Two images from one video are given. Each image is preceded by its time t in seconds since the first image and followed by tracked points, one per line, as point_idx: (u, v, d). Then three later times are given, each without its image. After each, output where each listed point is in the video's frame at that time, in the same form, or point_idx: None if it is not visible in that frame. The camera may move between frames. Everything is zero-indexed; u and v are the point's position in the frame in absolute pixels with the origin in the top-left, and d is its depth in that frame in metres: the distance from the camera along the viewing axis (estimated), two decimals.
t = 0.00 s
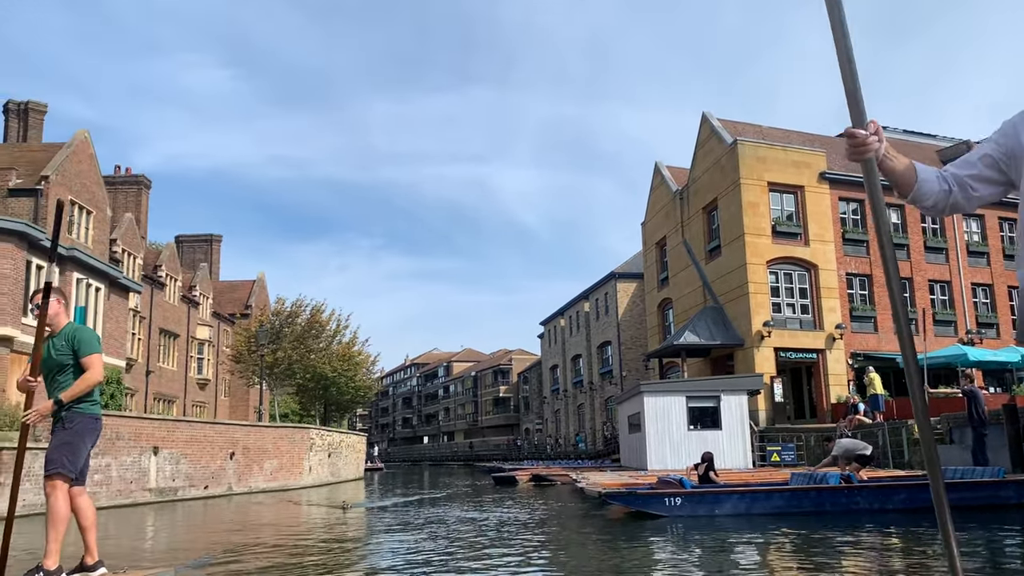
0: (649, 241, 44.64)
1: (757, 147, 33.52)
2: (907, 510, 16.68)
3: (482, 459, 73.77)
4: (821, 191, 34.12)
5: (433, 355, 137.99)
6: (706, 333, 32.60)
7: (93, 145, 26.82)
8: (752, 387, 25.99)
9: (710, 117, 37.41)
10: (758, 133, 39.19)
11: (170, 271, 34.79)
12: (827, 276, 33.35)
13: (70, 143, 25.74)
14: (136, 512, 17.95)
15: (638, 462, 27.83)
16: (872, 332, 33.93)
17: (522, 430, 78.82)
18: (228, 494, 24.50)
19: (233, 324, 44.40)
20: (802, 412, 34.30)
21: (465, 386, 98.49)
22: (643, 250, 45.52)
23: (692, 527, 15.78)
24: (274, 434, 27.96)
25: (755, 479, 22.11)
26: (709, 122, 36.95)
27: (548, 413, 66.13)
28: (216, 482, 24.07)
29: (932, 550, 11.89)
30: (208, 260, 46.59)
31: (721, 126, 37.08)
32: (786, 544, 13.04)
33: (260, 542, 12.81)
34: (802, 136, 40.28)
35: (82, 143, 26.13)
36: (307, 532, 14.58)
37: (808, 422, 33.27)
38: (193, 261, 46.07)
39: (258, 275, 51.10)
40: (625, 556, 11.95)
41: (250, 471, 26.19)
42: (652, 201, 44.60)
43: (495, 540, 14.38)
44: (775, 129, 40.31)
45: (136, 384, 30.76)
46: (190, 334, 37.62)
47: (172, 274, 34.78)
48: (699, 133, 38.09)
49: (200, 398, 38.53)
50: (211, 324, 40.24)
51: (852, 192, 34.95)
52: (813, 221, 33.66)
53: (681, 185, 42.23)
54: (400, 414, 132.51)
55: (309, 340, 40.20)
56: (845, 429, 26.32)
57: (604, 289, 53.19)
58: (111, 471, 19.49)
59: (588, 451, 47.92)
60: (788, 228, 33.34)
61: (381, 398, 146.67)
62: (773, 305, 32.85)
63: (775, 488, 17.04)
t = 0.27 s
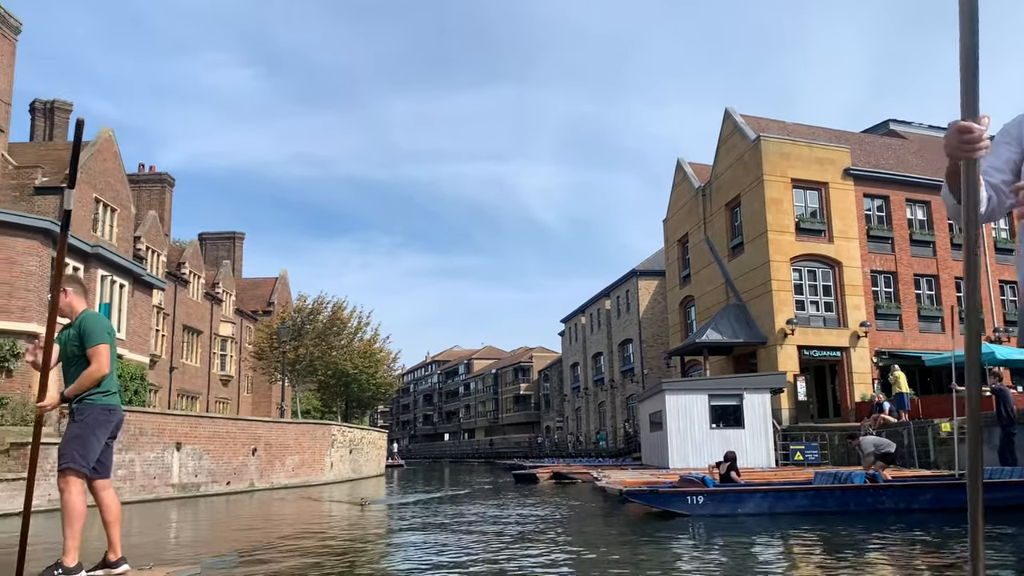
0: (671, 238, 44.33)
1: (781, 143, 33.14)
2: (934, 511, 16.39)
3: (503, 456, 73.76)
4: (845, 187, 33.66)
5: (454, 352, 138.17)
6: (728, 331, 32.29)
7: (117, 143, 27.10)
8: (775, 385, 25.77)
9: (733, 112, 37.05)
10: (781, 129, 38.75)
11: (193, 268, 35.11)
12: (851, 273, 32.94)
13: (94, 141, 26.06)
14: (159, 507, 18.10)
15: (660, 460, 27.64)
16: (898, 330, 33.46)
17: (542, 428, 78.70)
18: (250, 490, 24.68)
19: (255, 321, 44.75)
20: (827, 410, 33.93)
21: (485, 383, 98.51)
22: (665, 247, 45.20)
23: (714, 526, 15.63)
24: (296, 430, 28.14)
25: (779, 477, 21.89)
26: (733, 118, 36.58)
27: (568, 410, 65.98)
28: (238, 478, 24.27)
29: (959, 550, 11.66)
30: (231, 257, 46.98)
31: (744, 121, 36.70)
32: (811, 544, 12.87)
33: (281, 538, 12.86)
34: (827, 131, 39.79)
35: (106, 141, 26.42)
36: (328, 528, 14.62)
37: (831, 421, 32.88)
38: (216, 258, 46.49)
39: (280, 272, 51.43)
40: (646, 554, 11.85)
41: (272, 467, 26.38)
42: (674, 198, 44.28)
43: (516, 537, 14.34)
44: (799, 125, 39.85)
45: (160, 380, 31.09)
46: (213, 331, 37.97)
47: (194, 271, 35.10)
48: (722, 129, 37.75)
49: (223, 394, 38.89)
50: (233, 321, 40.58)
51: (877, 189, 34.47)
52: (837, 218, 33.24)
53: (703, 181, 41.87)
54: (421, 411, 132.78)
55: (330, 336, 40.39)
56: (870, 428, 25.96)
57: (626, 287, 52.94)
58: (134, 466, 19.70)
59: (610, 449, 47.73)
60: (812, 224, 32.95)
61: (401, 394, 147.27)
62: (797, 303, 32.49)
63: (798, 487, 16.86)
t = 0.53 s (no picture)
0: (691, 234, 44.03)
1: (802, 138, 32.76)
2: (959, 510, 16.15)
3: (522, 453, 73.81)
4: (867, 182, 33.24)
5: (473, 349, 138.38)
6: (749, 328, 31.99)
7: (139, 142, 27.38)
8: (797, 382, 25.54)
9: (754, 108, 36.69)
10: (802, 124, 38.32)
11: (214, 266, 35.41)
12: (873, 269, 32.53)
13: (116, 140, 26.33)
14: (181, 503, 18.26)
15: (680, 458, 27.48)
16: (921, 327, 33.02)
17: (562, 425, 78.66)
18: (271, 486, 24.85)
19: (276, 318, 45.06)
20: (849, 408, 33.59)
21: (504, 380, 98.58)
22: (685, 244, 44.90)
23: (735, 524, 15.49)
24: (317, 427, 28.31)
25: (800, 475, 21.69)
26: (753, 113, 36.22)
27: (588, 407, 65.85)
28: (259, 474, 24.45)
29: (985, 550, 11.46)
30: (251, 255, 47.34)
31: (765, 116, 36.33)
32: (833, 543, 12.71)
33: (300, 535, 12.91)
34: (848, 126, 39.30)
35: (128, 140, 26.70)
36: (347, 525, 14.66)
37: (853, 418, 32.51)
38: (237, 256, 46.85)
39: (301, 270, 51.74)
40: (664, 553, 11.75)
41: (292, 463, 26.54)
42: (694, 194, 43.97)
43: (535, 535, 14.29)
44: (820, 119, 39.39)
45: (182, 377, 31.40)
46: (234, 328, 38.28)
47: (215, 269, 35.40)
48: (742, 124, 37.39)
49: (245, 391, 39.22)
50: (255, 319, 40.91)
51: (900, 184, 34.01)
52: (859, 213, 32.86)
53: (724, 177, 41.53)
54: (440, 408, 133.13)
55: (349, 334, 40.57)
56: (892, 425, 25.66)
57: (645, 283, 52.68)
58: (156, 462, 19.90)
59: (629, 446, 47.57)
60: (834, 220, 32.57)
61: (421, 391, 147.74)
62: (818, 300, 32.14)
63: (820, 485, 16.69)
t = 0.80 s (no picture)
0: (708, 231, 43.78)
1: (819, 133, 32.47)
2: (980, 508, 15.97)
3: (539, 451, 73.75)
4: (886, 177, 32.90)
5: (489, 347, 138.35)
6: (767, 325, 31.77)
7: (156, 142, 27.58)
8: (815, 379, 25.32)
9: (770, 103, 36.41)
10: (820, 119, 37.98)
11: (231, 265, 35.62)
12: (892, 265, 32.21)
13: (133, 140, 26.55)
14: (198, 501, 18.37)
15: (697, 455, 27.33)
16: (941, 323, 32.65)
17: (578, 423, 78.51)
18: (288, 484, 25.00)
19: (292, 317, 45.26)
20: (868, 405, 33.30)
21: (520, 378, 98.42)
22: (702, 240, 44.66)
23: (752, 522, 15.39)
24: (333, 425, 28.43)
25: (819, 473, 21.51)
26: (770, 109, 35.94)
27: (604, 405, 65.66)
28: (276, 472, 24.60)
29: (1007, 548, 11.32)
30: (268, 254, 47.60)
31: (781, 112, 36.04)
32: (851, 541, 12.60)
33: (317, 533, 12.97)
34: (867, 121, 38.94)
35: (145, 140, 26.91)
36: (364, 523, 14.71)
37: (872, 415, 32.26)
38: (254, 256, 47.10)
39: (317, 268, 51.93)
40: (681, 550, 11.70)
41: (309, 461, 26.67)
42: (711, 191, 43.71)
43: (551, 533, 14.27)
44: (838, 114, 39.05)
45: (199, 375, 31.62)
46: (251, 327, 38.50)
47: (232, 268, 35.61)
48: (759, 120, 37.11)
49: (262, 389, 39.48)
50: (272, 317, 41.15)
51: (919, 178, 33.63)
52: (878, 209, 32.53)
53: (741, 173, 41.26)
54: (456, 406, 133.17)
55: (365, 332, 40.69)
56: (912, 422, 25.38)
57: (662, 281, 52.43)
58: (173, 460, 20.06)
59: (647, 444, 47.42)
60: (852, 216, 32.26)
61: (437, 389, 147.98)
62: (837, 296, 31.85)
63: (838, 483, 16.54)
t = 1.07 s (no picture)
0: (721, 230, 43.56)
1: (833, 131, 32.22)
2: (997, 508, 15.77)
3: (552, 451, 73.66)
4: (900, 175, 32.60)
5: (502, 348, 138.36)
6: (780, 324, 31.54)
7: (168, 145, 27.74)
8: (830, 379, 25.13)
9: (783, 101, 36.18)
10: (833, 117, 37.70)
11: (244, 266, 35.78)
12: (907, 263, 31.91)
13: (146, 143, 26.72)
14: (212, 502, 18.47)
15: (711, 456, 27.18)
16: (958, 321, 32.31)
17: (592, 423, 78.35)
18: (302, 486, 25.08)
19: (305, 318, 45.41)
20: (883, 404, 33.00)
21: (533, 379, 98.35)
22: (715, 240, 44.45)
23: (767, 523, 15.26)
24: (346, 426, 28.50)
25: (834, 473, 21.32)
26: (783, 107, 35.72)
27: (618, 405, 65.49)
28: (289, 473, 24.67)
29: None
30: (282, 256, 47.82)
31: (794, 110, 35.81)
32: (866, 541, 12.47)
33: (329, 533, 12.99)
34: (881, 118, 38.61)
35: (157, 143, 27.07)
36: (377, 524, 14.73)
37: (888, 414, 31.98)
38: (267, 258, 47.31)
39: (330, 270, 52.10)
40: (694, 551, 11.61)
41: (322, 462, 26.75)
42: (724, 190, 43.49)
43: (563, 534, 14.20)
44: (851, 112, 38.74)
45: (214, 377, 31.79)
46: (265, 328, 38.68)
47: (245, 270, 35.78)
48: (772, 118, 36.89)
49: (275, 391, 39.65)
50: (285, 319, 41.33)
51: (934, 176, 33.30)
52: (893, 207, 32.23)
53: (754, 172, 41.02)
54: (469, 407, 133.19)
55: (378, 333, 40.75)
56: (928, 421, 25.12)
57: (675, 280, 52.22)
58: (187, 461, 20.17)
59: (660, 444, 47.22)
60: (866, 214, 31.99)
61: (451, 390, 148.21)
62: (851, 295, 31.59)
63: (853, 483, 16.38)
